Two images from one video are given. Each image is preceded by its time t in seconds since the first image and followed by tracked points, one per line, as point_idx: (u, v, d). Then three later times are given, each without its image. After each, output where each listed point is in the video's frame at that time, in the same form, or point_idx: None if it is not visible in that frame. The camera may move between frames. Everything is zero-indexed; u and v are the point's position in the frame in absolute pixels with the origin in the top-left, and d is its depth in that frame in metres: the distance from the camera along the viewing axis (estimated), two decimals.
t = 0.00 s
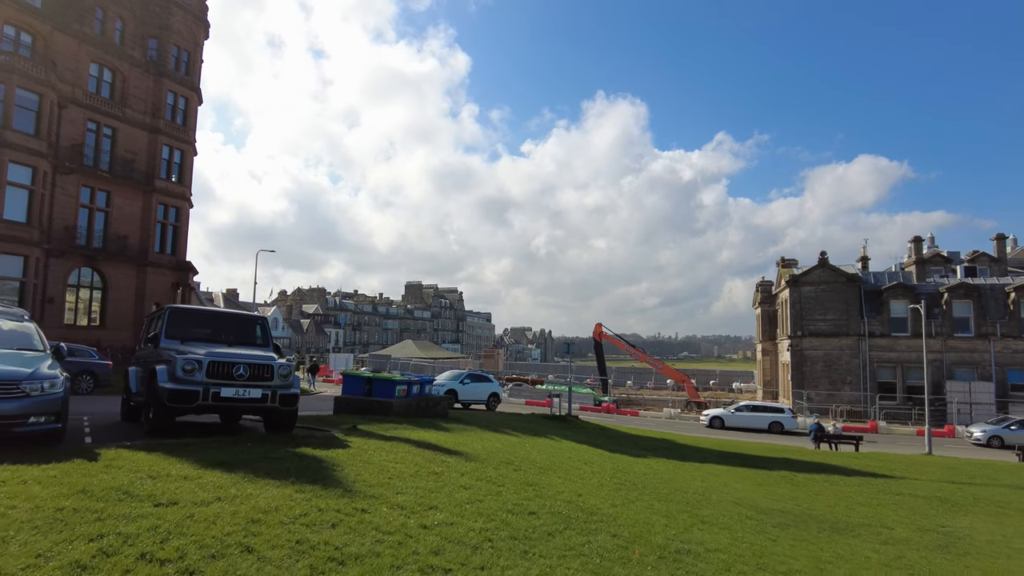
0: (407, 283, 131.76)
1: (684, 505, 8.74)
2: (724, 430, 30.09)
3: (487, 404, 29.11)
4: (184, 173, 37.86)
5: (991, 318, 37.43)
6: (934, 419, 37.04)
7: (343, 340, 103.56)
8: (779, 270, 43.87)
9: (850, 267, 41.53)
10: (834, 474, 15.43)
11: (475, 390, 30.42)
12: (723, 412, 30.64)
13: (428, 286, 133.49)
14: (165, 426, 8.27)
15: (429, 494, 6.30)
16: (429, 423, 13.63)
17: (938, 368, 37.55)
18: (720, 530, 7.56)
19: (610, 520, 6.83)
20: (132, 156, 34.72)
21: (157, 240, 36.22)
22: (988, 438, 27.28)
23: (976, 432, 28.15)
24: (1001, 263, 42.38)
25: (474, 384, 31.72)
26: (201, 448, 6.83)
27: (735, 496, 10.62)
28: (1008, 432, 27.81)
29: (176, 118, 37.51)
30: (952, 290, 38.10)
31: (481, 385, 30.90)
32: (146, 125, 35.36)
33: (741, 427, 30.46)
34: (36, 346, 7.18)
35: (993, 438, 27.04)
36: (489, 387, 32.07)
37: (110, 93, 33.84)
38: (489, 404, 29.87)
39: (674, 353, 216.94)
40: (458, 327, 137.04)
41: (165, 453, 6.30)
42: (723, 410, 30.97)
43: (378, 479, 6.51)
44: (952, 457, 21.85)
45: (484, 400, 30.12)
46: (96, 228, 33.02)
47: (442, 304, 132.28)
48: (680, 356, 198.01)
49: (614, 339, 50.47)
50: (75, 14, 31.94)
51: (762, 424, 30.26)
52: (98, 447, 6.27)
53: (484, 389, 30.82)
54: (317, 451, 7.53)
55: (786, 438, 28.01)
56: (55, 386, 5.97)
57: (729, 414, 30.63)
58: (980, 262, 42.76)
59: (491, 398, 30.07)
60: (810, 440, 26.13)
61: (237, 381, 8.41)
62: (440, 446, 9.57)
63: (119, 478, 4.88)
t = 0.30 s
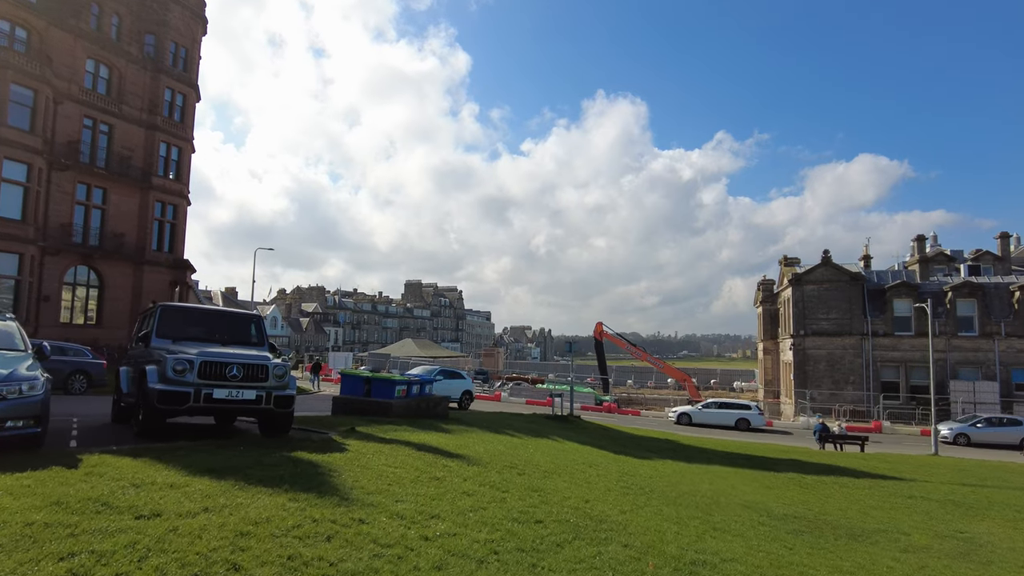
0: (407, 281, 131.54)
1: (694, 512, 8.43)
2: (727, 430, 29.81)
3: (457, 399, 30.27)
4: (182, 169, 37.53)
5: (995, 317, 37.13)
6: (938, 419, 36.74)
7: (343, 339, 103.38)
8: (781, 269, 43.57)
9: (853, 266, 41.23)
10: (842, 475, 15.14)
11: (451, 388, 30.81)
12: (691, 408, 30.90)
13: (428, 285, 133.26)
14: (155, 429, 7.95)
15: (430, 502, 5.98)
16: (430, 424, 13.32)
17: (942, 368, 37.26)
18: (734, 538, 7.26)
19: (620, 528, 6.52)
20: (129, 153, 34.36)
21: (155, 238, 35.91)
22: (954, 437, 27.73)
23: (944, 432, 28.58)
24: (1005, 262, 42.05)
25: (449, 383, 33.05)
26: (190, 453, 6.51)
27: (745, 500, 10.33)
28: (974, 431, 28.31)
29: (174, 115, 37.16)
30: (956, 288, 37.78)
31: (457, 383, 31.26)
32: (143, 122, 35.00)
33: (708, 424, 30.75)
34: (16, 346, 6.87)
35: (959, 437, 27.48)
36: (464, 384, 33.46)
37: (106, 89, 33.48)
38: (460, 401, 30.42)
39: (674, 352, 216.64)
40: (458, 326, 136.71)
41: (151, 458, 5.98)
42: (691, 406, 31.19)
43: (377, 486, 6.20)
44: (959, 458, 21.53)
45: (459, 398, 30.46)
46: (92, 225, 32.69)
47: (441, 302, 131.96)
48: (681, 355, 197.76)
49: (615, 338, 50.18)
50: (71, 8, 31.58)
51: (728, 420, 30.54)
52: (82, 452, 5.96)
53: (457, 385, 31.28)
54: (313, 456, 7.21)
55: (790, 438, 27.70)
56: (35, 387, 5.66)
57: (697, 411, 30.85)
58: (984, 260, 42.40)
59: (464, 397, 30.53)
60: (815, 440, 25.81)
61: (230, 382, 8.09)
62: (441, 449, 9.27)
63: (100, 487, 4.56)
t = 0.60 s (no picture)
0: (405, 278, 131.25)
1: (704, 514, 8.12)
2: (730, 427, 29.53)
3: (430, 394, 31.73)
4: (178, 165, 37.17)
5: (999, 314, 36.85)
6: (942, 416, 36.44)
7: (341, 336, 103.16)
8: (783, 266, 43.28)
9: (855, 262, 40.95)
10: (849, 474, 14.87)
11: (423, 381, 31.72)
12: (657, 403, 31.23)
13: (427, 282, 132.98)
14: (144, 427, 7.61)
15: (431, 506, 5.65)
16: (430, 422, 12.99)
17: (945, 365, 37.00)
18: (748, 542, 6.95)
19: (631, 533, 6.21)
20: (125, 147, 33.95)
21: (151, 234, 35.53)
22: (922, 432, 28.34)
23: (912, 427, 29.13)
24: (1008, 258, 41.76)
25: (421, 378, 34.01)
26: (178, 453, 6.17)
27: (755, 501, 10.04)
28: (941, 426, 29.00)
29: (170, 110, 36.75)
30: (959, 285, 37.51)
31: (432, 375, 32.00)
32: (138, 116, 34.57)
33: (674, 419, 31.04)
34: None
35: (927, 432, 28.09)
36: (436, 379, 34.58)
37: (101, 83, 33.06)
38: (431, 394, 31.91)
39: (673, 349, 216.53)
40: (457, 323, 136.33)
41: (136, 459, 5.63)
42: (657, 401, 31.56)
43: (375, 489, 5.88)
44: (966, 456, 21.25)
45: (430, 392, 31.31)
46: (87, 221, 32.29)
47: (440, 300, 131.65)
48: (680, 353, 197.65)
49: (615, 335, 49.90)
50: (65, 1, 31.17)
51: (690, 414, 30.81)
52: (62, 452, 5.62)
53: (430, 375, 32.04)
54: (308, 456, 6.88)
55: (793, 436, 27.44)
56: (12, 383, 5.34)
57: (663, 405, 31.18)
58: (987, 257, 42.12)
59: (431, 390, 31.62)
60: (819, 437, 25.52)
61: (222, 379, 7.75)
62: (441, 448, 8.94)
63: (76, 492, 4.23)
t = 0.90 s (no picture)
0: (405, 278, 130.89)
1: (719, 525, 7.79)
2: (732, 429, 29.24)
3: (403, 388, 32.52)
4: (175, 163, 36.81)
5: (1003, 314, 36.52)
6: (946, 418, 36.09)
7: (341, 336, 102.82)
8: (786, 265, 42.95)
9: (859, 262, 40.63)
10: (859, 478, 14.56)
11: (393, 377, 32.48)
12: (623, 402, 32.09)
13: (426, 282, 132.65)
14: (132, 435, 7.26)
15: (434, 520, 5.33)
16: (430, 425, 12.65)
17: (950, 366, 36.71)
18: (767, 555, 6.63)
19: (645, 547, 5.90)
20: (121, 146, 33.57)
21: (148, 233, 35.18)
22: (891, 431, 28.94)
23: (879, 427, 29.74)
24: (1012, 258, 41.45)
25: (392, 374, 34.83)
26: (165, 463, 5.84)
27: (768, 508, 9.72)
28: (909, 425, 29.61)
29: (167, 108, 36.41)
30: (964, 285, 37.19)
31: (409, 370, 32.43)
32: (135, 114, 34.20)
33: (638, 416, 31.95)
34: None
35: (896, 431, 28.70)
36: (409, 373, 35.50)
37: (97, 80, 32.69)
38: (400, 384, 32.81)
39: (672, 349, 216.30)
40: (457, 324, 135.97)
41: (120, 469, 5.30)
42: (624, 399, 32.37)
43: (375, 502, 5.55)
44: (974, 459, 20.92)
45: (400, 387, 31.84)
46: (84, 220, 31.93)
47: (439, 300, 131.23)
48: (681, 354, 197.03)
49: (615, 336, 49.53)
50: None
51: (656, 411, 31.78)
52: (41, 462, 5.30)
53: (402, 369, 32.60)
54: (304, 465, 6.54)
55: (797, 437, 27.14)
56: None
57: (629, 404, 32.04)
58: (991, 257, 41.79)
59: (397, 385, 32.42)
60: (824, 439, 25.17)
61: (214, 383, 7.41)
62: (444, 454, 8.61)
63: (48, 509, 3.90)
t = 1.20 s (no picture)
0: (405, 276, 130.49)
1: (733, 528, 7.47)
2: (736, 427, 28.93)
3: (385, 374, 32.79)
4: (173, 159, 36.43)
5: (1009, 311, 36.20)
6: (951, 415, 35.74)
7: (341, 333, 102.47)
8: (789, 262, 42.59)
9: (862, 259, 40.28)
10: (869, 477, 14.24)
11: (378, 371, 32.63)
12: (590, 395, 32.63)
13: (426, 279, 132.30)
14: (122, 434, 6.94)
15: (437, 526, 5.01)
16: (432, 423, 12.31)
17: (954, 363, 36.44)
18: (787, 560, 6.31)
19: (661, 553, 5.57)
20: (118, 141, 33.18)
21: (146, 229, 34.82)
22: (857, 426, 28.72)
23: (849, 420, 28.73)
24: (1017, 254, 41.10)
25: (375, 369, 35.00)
26: (153, 465, 5.49)
27: (782, 510, 9.42)
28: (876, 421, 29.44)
29: (165, 103, 36.02)
30: (969, 282, 36.88)
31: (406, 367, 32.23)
32: (133, 109, 33.80)
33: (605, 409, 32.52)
34: None
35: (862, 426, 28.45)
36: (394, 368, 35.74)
37: (94, 74, 32.31)
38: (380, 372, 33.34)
39: (672, 347, 215.95)
40: (457, 321, 135.61)
41: (103, 472, 4.95)
42: (591, 393, 32.95)
43: (376, 505, 5.22)
44: (982, 457, 20.60)
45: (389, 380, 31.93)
46: (80, 215, 31.58)
47: (439, 297, 130.91)
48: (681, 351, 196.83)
49: (617, 333, 49.14)
50: None
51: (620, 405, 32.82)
52: (19, 464, 4.97)
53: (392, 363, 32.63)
54: (301, 466, 6.20)
55: (801, 435, 26.86)
56: None
57: (595, 398, 32.62)
58: (995, 253, 41.45)
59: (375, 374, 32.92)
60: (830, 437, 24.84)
61: (207, 380, 7.07)
62: (447, 454, 8.28)
63: (19, 517, 3.58)
